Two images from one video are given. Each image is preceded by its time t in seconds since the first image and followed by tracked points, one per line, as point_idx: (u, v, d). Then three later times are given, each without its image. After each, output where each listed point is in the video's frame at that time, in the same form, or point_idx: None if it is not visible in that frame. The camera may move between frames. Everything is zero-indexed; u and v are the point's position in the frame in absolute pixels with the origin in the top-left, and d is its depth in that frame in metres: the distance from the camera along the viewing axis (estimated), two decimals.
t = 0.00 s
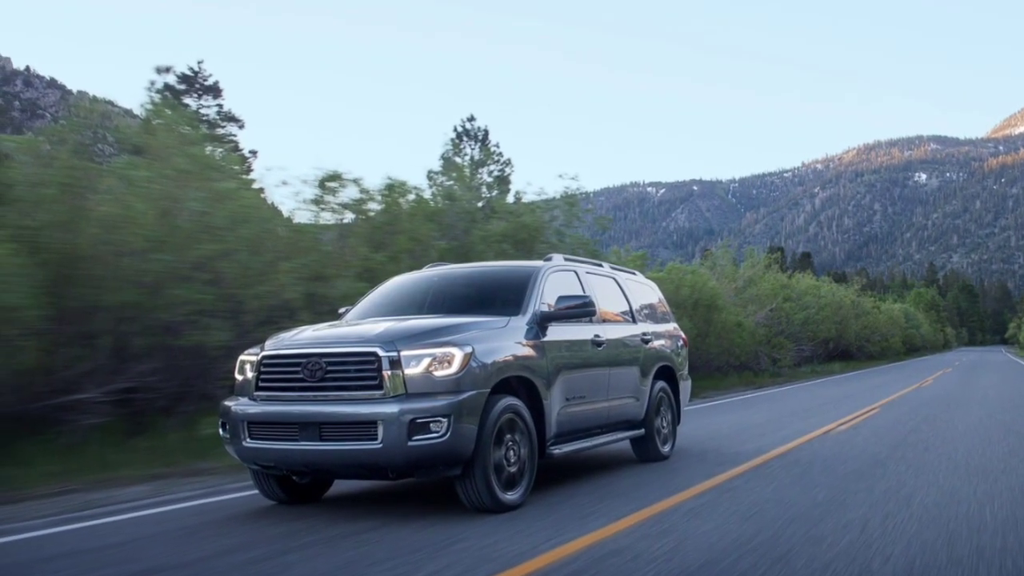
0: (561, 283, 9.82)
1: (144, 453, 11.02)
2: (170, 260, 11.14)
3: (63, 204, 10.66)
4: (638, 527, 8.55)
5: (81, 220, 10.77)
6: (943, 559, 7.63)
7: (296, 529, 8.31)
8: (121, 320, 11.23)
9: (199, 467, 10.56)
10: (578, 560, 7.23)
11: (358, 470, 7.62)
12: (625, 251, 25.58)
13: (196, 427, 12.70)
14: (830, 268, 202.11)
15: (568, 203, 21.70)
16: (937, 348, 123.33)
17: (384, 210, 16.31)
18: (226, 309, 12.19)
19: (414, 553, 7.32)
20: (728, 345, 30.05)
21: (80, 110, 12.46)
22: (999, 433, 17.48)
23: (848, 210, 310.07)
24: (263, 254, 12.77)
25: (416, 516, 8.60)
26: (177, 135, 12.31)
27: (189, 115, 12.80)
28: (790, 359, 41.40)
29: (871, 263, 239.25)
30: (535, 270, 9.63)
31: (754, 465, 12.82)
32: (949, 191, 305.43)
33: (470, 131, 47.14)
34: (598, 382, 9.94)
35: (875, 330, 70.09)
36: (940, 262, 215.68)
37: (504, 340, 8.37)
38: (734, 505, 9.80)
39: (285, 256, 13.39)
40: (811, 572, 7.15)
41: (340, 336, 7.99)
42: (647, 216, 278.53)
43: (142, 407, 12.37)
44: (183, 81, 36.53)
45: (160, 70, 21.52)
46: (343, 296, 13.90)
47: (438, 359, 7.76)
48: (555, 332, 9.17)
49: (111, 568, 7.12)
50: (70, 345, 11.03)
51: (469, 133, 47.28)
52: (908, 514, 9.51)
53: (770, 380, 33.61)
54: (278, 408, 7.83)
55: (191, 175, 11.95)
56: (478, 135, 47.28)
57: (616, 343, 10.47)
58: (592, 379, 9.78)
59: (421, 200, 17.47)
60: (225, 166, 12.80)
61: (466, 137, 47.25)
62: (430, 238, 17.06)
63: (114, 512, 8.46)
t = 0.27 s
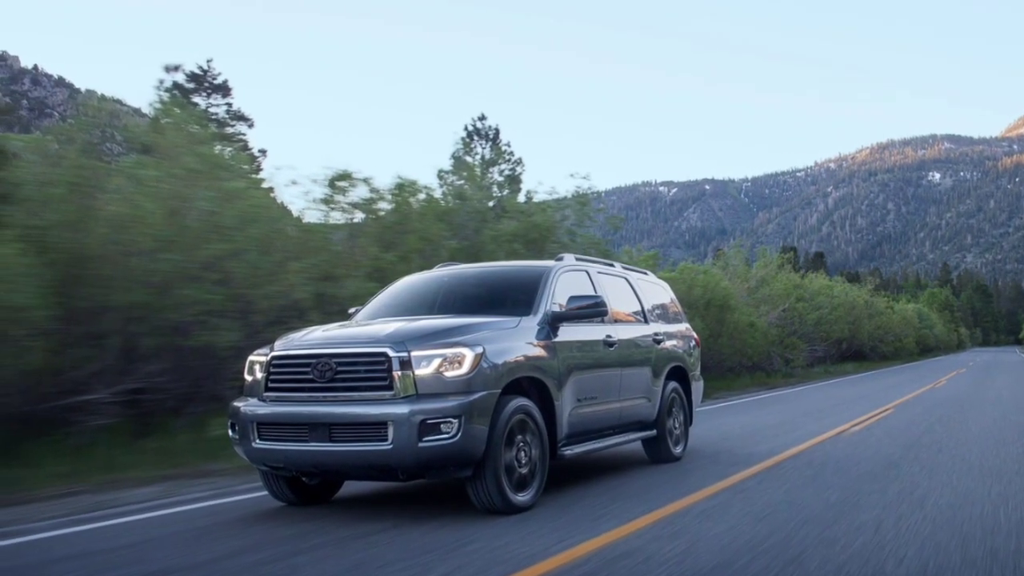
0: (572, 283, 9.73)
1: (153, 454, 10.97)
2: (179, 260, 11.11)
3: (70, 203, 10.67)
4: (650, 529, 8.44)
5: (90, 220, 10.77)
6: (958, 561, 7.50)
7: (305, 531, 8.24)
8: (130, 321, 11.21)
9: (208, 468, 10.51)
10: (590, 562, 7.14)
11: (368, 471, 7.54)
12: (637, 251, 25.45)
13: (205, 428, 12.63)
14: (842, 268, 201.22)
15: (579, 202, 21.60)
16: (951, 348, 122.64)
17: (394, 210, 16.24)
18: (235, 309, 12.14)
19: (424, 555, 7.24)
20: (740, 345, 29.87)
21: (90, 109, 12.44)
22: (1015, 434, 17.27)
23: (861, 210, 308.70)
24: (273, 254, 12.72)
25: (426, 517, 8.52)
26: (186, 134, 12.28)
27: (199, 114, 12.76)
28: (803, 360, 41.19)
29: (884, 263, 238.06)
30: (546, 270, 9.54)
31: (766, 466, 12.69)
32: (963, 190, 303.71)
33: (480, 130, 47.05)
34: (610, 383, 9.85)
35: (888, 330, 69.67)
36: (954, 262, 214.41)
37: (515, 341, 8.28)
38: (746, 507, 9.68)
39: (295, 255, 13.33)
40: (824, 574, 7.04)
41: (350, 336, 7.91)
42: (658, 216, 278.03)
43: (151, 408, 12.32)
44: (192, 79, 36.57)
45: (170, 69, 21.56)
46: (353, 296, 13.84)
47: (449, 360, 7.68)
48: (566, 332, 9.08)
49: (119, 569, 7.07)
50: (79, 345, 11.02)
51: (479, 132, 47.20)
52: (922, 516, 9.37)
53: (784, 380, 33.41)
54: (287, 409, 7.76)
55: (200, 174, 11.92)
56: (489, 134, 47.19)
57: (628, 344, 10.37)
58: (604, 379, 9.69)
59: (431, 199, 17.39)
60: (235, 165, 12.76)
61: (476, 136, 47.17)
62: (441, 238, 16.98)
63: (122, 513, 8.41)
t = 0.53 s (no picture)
0: (584, 283, 9.64)
1: (162, 455, 10.94)
2: (188, 259, 11.07)
3: (78, 202, 10.66)
4: (662, 530, 8.35)
5: (98, 219, 10.76)
6: (973, 562, 7.38)
7: (315, 532, 8.17)
8: (139, 321, 11.18)
9: (217, 469, 10.46)
10: (601, 563, 7.05)
11: (379, 472, 7.47)
12: (649, 251, 25.33)
13: (214, 429, 12.57)
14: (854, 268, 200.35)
15: (591, 202, 21.50)
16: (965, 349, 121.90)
17: (404, 209, 16.18)
18: (245, 309, 12.09)
19: (434, 557, 7.16)
20: (753, 346, 29.72)
21: (99, 108, 12.41)
22: None
23: (873, 210, 307.40)
24: (282, 254, 12.68)
25: (437, 519, 8.44)
26: (194, 133, 12.24)
27: (208, 113, 12.73)
28: (816, 360, 41.00)
29: (896, 263, 236.86)
30: (557, 269, 9.45)
31: (779, 467, 12.57)
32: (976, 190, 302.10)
33: (492, 130, 46.94)
34: (621, 384, 9.75)
35: (902, 330, 69.31)
36: (967, 262, 213.21)
37: (526, 341, 8.20)
38: (759, 508, 9.56)
39: (305, 255, 13.29)
40: None
41: (360, 336, 7.84)
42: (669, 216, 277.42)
43: (160, 408, 12.28)
44: (201, 78, 36.60)
45: (181, 68, 21.54)
46: (363, 296, 13.79)
47: (459, 360, 7.61)
48: (578, 332, 8.99)
49: (127, 570, 7.02)
50: (87, 346, 11.00)
51: (491, 132, 47.10)
52: (935, 517, 9.25)
53: (797, 381, 33.21)
54: (297, 409, 7.68)
55: (209, 174, 11.88)
56: (500, 134, 47.09)
57: (640, 344, 10.27)
58: (616, 380, 9.60)
59: (442, 198, 17.32)
60: (244, 164, 12.72)
61: (487, 136, 47.07)
62: (451, 237, 16.91)
63: (130, 515, 8.35)
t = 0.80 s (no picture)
0: (595, 283, 9.55)
1: (170, 456, 10.89)
2: (197, 259, 11.04)
3: (87, 202, 10.66)
4: (674, 532, 8.25)
5: (107, 219, 10.75)
6: (986, 564, 7.27)
7: (325, 534, 8.10)
8: (147, 321, 11.16)
9: (227, 470, 10.41)
10: (613, 565, 6.96)
11: (389, 473, 7.40)
12: (660, 251, 25.20)
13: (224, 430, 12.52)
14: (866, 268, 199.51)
15: (602, 201, 21.40)
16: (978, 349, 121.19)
17: (414, 209, 16.11)
18: (254, 308, 12.05)
19: (445, 558, 7.09)
20: (766, 347, 29.58)
21: (107, 107, 12.38)
22: None
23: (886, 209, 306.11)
24: (292, 254, 12.64)
25: (448, 520, 8.36)
26: (203, 132, 12.20)
27: (216, 112, 12.68)
28: (829, 361, 40.77)
29: (909, 262, 235.73)
30: (569, 269, 9.36)
31: (792, 469, 12.45)
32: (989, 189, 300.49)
33: (503, 129, 46.85)
34: (633, 385, 9.66)
35: (915, 330, 68.91)
36: (980, 262, 212.06)
37: (538, 341, 8.12)
38: (771, 510, 9.46)
39: (314, 255, 13.25)
40: None
41: (370, 337, 7.76)
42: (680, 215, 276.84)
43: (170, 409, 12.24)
44: (210, 77, 36.65)
45: (191, 66, 21.53)
46: (373, 296, 13.73)
47: (470, 361, 7.53)
48: (589, 333, 8.90)
49: (134, 571, 6.97)
50: (95, 346, 10.98)
51: (502, 131, 47.00)
52: (949, 519, 9.13)
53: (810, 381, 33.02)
54: (306, 410, 7.62)
55: (218, 173, 11.83)
56: (511, 133, 46.99)
57: (652, 344, 10.17)
58: (627, 381, 9.51)
59: (452, 198, 17.25)
60: (253, 164, 12.67)
61: (498, 134, 46.99)
62: (461, 237, 16.84)
63: (138, 517, 8.30)
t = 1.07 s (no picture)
0: (606, 283, 9.46)
1: (179, 457, 10.86)
2: (205, 259, 11.02)
3: (95, 201, 10.65)
4: (685, 533, 8.15)
5: (115, 218, 10.73)
6: (1001, 566, 7.15)
7: (334, 536, 8.03)
8: (156, 321, 11.12)
9: (236, 471, 10.36)
10: (624, 568, 6.87)
11: (399, 475, 7.32)
12: (672, 250, 25.09)
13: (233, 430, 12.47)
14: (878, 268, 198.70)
15: (613, 201, 21.30)
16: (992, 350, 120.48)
17: (425, 208, 16.05)
18: (264, 308, 12.01)
19: (455, 560, 7.01)
20: (778, 348, 29.46)
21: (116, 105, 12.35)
22: None
23: (898, 209, 304.68)
24: (301, 254, 12.59)
25: (458, 522, 8.28)
26: (211, 131, 12.16)
27: (225, 110, 12.64)
28: (842, 361, 40.55)
29: (922, 263, 234.60)
30: (580, 269, 9.28)
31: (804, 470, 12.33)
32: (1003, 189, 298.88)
33: (514, 127, 46.76)
34: (645, 385, 9.57)
35: (929, 330, 68.54)
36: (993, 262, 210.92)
37: (548, 342, 8.03)
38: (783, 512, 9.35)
39: (324, 255, 13.20)
40: None
41: (380, 337, 7.69)
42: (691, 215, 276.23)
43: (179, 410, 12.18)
44: (219, 75, 36.70)
45: (200, 62, 21.50)
46: (382, 296, 13.68)
47: (481, 362, 7.45)
48: (601, 333, 8.81)
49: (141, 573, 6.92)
50: (103, 346, 10.95)
51: (513, 129, 46.93)
52: (963, 520, 9.00)
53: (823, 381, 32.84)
54: (316, 411, 7.55)
55: (228, 172, 11.79)
56: (522, 131, 46.88)
57: (664, 345, 10.08)
58: (639, 382, 9.41)
59: (462, 197, 17.18)
60: (262, 163, 12.63)
61: (509, 133, 46.92)
62: (472, 237, 16.76)
63: (145, 518, 8.25)
